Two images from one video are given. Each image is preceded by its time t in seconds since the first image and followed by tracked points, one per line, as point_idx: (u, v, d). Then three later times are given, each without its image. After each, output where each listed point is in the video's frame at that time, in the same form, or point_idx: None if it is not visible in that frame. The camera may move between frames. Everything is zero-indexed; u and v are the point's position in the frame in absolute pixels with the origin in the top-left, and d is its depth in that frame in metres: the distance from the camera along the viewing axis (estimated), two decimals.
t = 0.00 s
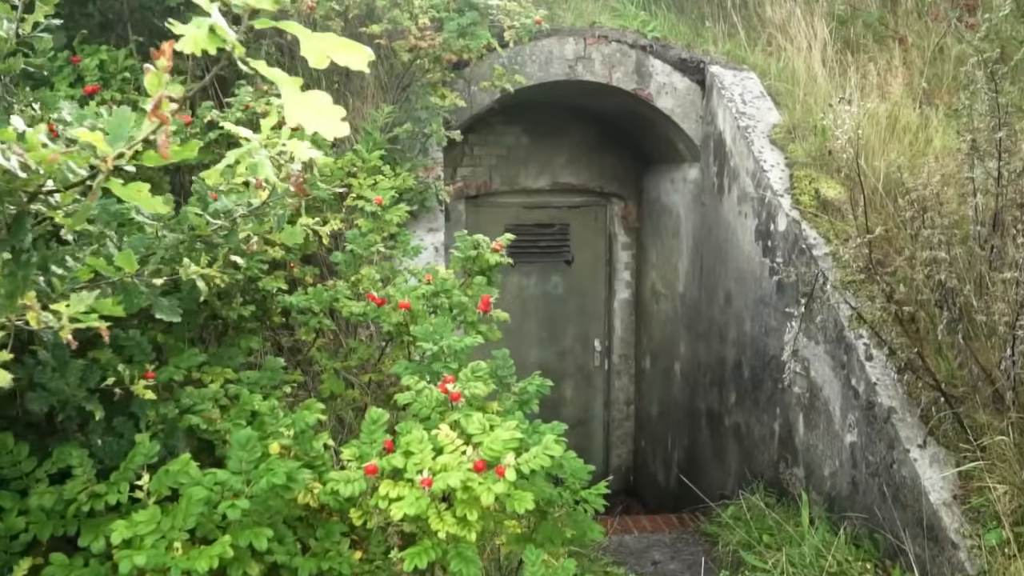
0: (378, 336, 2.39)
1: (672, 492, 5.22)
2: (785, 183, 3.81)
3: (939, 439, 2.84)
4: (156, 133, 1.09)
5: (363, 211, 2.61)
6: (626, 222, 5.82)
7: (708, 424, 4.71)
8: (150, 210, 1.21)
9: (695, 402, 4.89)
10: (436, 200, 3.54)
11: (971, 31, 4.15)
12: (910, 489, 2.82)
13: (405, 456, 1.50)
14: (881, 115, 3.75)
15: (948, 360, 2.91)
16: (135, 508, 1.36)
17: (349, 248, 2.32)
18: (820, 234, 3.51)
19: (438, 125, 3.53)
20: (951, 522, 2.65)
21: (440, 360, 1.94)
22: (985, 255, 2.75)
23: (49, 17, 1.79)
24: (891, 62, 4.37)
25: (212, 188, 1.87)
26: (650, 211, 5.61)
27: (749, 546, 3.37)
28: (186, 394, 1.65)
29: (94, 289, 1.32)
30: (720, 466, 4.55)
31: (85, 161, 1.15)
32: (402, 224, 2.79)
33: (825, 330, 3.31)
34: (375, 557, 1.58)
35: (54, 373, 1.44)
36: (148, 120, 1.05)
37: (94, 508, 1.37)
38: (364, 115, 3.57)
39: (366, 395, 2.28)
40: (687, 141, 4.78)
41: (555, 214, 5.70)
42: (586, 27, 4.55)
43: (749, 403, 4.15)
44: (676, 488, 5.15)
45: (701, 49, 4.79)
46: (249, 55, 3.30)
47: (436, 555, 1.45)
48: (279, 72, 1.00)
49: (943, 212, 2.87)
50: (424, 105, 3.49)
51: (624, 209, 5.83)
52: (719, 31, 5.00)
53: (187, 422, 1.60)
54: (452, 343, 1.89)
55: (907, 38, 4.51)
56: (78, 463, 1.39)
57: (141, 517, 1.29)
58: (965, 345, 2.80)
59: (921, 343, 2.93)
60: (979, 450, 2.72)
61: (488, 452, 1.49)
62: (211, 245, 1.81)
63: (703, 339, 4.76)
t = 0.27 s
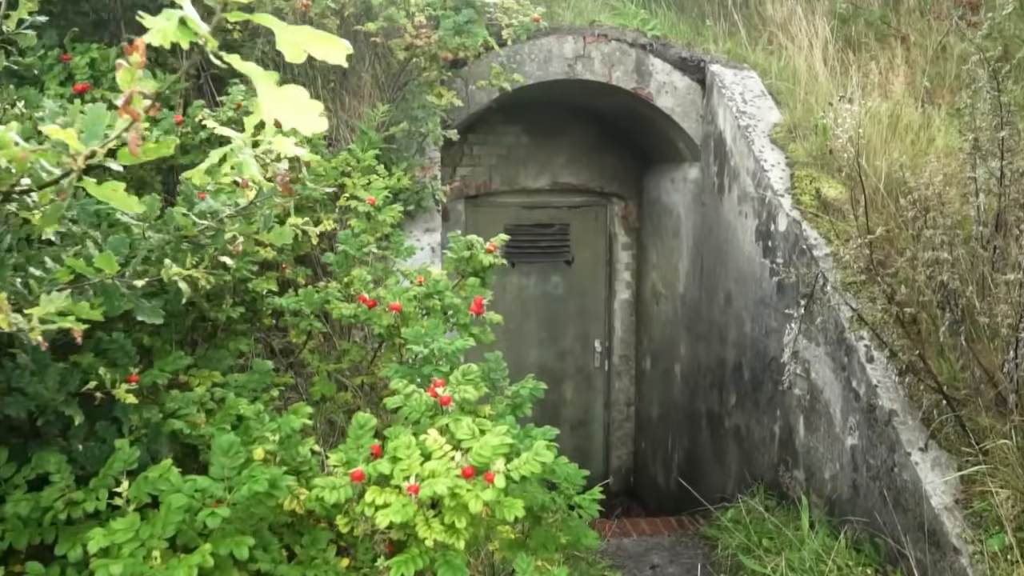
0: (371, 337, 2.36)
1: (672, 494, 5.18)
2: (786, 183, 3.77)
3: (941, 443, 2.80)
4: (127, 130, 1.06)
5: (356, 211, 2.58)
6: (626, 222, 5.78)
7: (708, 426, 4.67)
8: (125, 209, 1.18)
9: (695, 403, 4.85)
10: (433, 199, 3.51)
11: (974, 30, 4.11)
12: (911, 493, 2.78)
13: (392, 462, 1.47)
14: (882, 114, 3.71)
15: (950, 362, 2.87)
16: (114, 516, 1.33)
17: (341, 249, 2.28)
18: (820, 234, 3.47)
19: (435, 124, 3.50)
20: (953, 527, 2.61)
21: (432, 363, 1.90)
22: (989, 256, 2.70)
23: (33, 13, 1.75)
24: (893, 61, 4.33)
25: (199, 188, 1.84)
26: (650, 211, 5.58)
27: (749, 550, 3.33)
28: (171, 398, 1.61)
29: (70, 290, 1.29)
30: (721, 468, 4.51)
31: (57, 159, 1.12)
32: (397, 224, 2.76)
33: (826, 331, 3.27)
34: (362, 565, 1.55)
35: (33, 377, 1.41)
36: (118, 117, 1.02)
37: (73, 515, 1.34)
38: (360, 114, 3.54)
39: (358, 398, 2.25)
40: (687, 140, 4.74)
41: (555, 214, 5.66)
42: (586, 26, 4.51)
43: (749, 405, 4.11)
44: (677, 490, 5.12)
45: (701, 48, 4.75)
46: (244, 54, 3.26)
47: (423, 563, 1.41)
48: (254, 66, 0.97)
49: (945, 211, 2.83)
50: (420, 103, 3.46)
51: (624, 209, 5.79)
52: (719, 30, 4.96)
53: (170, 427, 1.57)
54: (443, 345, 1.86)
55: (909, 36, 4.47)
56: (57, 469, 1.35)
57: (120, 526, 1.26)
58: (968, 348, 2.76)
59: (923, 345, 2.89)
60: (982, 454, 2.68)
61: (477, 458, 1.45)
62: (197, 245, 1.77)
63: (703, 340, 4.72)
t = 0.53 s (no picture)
0: (363, 339, 2.33)
1: (672, 497, 5.14)
2: (786, 183, 3.73)
3: (942, 446, 2.76)
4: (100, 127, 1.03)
5: (348, 211, 2.54)
6: (626, 222, 5.74)
7: (708, 428, 4.62)
8: (102, 208, 1.15)
9: (695, 405, 4.81)
10: (429, 200, 3.47)
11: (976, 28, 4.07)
12: (912, 497, 2.74)
13: (378, 468, 1.44)
14: (883, 113, 3.68)
15: (952, 365, 2.84)
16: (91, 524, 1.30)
17: (333, 250, 2.27)
18: (821, 235, 3.43)
19: (431, 123, 3.46)
20: (955, 532, 2.57)
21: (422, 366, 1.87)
22: (991, 256, 2.66)
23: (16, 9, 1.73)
24: (894, 60, 4.29)
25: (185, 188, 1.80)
26: (650, 211, 5.53)
27: (748, 554, 3.30)
28: (154, 402, 1.58)
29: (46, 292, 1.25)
30: (721, 471, 4.46)
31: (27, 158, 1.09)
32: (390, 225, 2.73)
33: (826, 333, 3.23)
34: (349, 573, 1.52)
35: (10, 381, 1.38)
36: (88, 113, 1.00)
37: (49, 523, 1.31)
38: (355, 114, 3.52)
39: (350, 401, 2.22)
40: (687, 140, 4.70)
41: (555, 214, 5.62)
42: (585, 25, 4.48)
43: (749, 407, 4.07)
44: (677, 493, 5.07)
45: (701, 47, 4.71)
46: (238, 52, 3.23)
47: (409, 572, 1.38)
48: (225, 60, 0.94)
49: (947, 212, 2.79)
50: (416, 103, 3.43)
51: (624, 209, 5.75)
52: (719, 28, 4.92)
53: (153, 432, 1.54)
54: (434, 348, 1.82)
55: (911, 35, 4.43)
56: (33, 475, 1.32)
57: (96, 534, 1.23)
58: (970, 350, 2.72)
59: (924, 347, 2.85)
60: (984, 458, 2.64)
61: (465, 464, 1.42)
62: (181, 247, 1.74)
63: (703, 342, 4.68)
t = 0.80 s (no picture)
0: (354, 341, 2.30)
1: (671, 499, 5.10)
2: (786, 183, 3.69)
3: (943, 449, 2.72)
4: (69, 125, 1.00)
5: (340, 211, 2.51)
6: (625, 222, 5.70)
7: (707, 430, 4.58)
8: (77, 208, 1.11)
9: (694, 406, 4.77)
10: (424, 199, 3.43)
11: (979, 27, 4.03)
12: (912, 501, 2.70)
13: (363, 474, 1.40)
14: (884, 112, 3.64)
15: (953, 367, 2.80)
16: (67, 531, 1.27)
17: (323, 250, 2.24)
18: (820, 235, 3.39)
19: (426, 122, 3.43)
20: (955, 536, 2.53)
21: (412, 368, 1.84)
22: (993, 257, 2.63)
23: None
24: (895, 59, 4.25)
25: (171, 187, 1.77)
26: (649, 211, 5.49)
27: (746, 558, 3.28)
28: (136, 406, 1.55)
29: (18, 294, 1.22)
30: (720, 473, 4.42)
31: None
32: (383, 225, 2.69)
33: (826, 334, 3.19)
34: None
35: None
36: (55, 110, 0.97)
37: (23, 530, 1.28)
38: (350, 112, 3.48)
39: (340, 403, 2.18)
40: (686, 139, 4.67)
41: (554, 214, 5.58)
42: (583, 24, 4.44)
43: (748, 409, 4.03)
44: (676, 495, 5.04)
45: (701, 46, 4.67)
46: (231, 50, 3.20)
47: None
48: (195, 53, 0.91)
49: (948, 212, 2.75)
50: (411, 101, 3.39)
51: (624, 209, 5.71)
52: (719, 27, 4.87)
53: (134, 437, 1.51)
54: (423, 350, 1.79)
55: (913, 34, 4.39)
56: (8, 482, 1.30)
57: (69, 542, 1.21)
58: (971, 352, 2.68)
59: (925, 349, 2.81)
60: (985, 462, 2.60)
61: (452, 470, 1.38)
62: (165, 247, 1.71)
63: (702, 343, 4.64)
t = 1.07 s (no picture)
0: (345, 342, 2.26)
1: (671, 500, 5.06)
2: (786, 182, 3.65)
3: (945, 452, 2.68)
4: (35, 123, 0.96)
5: (332, 210, 2.47)
6: (625, 222, 5.66)
7: (707, 431, 4.54)
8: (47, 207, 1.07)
9: (694, 408, 4.73)
10: (420, 199, 3.39)
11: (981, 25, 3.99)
12: (913, 505, 2.66)
13: (347, 479, 1.36)
14: (885, 111, 3.60)
15: (954, 368, 2.76)
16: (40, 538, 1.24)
17: (314, 250, 2.22)
18: (820, 235, 3.35)
19: (422, 121, 3.39)
20: (957, 540, 2.49)
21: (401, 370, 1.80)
22: (995, 257, 2.59)
23: None
24: (896, 57, 4.21)
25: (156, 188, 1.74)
26: (649, 211, 5.45)
27: (745, 562, 3.24)
28: (117, 409, 1.52)
29: None
30: (720, 474, 4.38)
31: None
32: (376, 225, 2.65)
33: (826, 335, 3.15)
34: None
35: None
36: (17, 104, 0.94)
37: None
38: (344, 111, 3.45)
39: (331, 406, 2.15)
40: (686, 138, 4.62)
41: (553, 214, 5.54)
42: (582, 22, 4.40)
43: (748, 410, 3.99)
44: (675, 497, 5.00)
45: (701, 44, 4.62)
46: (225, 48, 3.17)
47: None
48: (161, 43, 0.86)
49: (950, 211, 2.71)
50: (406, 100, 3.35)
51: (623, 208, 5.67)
52: (719, 25, 4.83)
53: (114, 441, 1.48)
54: (412, 353, 1.75)
55: (915, 32, 4.35)
56: None
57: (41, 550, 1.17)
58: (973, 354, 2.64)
59: (926, 350, 2.77)
60: (988, 465, 2.56)
61: (438, 476, 1.35)
62: (149, 247, 1.67)
63: (702, 343, 4.60)
